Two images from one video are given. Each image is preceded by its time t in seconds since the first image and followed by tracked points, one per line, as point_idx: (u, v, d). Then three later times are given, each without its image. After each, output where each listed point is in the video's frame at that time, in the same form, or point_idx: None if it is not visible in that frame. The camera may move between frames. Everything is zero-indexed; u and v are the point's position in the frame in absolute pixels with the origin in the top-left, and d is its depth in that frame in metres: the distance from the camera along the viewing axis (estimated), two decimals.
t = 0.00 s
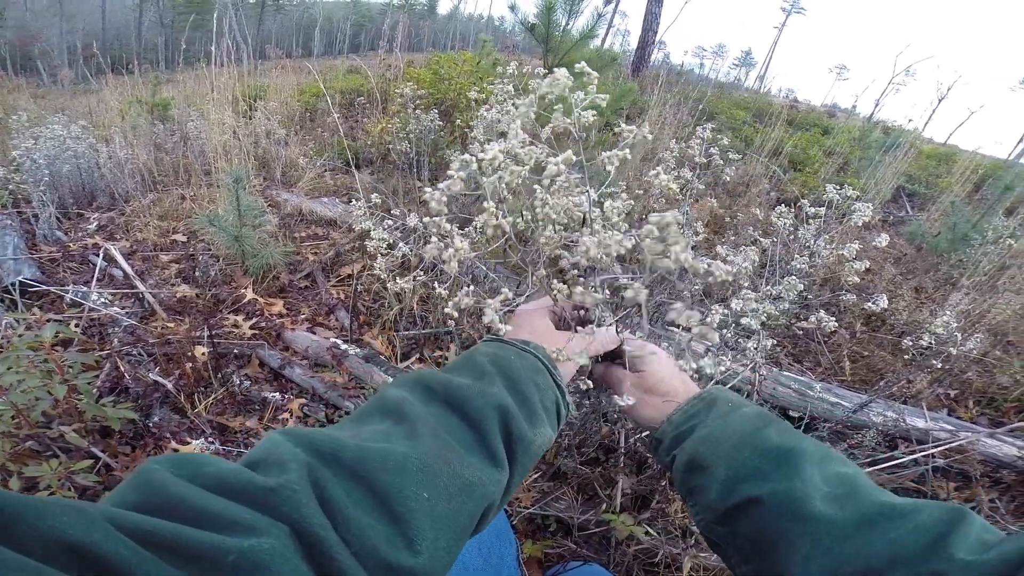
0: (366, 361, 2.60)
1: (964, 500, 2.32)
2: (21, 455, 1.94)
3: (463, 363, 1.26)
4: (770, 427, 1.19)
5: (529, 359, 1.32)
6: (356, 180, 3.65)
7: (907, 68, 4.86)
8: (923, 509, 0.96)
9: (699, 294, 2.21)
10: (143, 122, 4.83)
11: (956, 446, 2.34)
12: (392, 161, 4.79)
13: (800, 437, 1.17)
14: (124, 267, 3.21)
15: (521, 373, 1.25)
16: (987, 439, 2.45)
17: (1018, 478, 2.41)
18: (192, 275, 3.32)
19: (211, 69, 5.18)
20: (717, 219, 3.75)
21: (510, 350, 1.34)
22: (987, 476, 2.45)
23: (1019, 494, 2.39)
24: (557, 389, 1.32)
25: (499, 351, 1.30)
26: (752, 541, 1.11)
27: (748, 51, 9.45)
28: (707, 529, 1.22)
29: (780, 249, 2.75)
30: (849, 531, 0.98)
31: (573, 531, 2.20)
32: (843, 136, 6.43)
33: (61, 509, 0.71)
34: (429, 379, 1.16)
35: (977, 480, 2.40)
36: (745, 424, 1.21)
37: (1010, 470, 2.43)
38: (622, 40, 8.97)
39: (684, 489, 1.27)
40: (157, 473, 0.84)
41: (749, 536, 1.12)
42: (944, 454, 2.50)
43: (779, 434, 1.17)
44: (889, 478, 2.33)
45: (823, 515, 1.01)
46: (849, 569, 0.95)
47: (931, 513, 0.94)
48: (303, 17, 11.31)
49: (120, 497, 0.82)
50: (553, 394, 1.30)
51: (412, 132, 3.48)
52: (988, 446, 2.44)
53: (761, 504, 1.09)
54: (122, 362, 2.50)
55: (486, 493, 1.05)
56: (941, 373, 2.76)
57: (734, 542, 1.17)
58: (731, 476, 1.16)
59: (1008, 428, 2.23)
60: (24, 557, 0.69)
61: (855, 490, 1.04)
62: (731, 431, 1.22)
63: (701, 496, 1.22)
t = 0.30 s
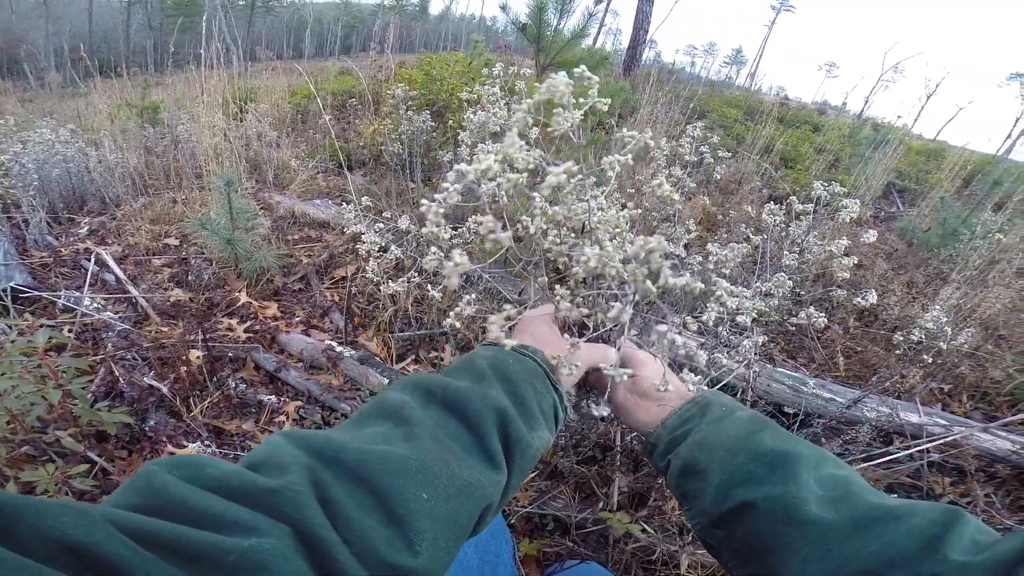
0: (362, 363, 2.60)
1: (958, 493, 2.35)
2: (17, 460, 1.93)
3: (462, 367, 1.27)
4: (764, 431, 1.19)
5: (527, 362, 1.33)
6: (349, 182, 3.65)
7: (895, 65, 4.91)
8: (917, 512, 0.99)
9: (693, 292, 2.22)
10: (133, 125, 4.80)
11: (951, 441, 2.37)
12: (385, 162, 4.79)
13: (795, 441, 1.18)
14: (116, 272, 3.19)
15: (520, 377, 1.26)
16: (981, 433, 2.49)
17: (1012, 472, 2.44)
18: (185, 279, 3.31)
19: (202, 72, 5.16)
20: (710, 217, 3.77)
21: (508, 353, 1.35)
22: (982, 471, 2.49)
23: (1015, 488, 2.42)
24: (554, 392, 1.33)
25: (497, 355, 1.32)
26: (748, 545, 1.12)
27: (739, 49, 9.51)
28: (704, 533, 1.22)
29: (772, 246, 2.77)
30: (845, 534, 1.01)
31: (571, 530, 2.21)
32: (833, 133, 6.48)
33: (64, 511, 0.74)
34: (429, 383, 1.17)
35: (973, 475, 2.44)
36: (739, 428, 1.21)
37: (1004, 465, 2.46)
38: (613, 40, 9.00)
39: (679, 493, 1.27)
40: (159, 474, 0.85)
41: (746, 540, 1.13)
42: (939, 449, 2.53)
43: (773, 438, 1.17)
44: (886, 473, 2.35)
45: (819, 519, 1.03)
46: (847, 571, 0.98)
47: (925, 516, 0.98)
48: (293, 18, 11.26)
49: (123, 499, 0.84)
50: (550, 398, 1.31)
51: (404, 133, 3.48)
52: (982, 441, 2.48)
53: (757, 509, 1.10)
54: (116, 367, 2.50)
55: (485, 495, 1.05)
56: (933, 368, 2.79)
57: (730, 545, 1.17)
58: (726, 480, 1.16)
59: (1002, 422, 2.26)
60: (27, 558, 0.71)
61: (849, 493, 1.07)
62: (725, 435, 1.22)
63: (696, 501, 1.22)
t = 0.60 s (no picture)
0: (362, 362, 2.59)
1: (955, 497, 2.34)
2: (15, 459, 1.92)
3: (462, 367, 1.27)
4: (789, 459, 1.13)
5: (526, 362, 1.33)
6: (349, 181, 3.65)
7: (897, 67, 4.91)
8: (935, 540, 0.98)
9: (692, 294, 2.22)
10: (135, 123, 4.80)
11: (949, 444, 2.37)
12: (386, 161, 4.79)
13: (820, 467, 1.12)
14: (116, 270, 3.20)
15: (519, 377, 1.26)
16: (979, 437, 2.48)
17: (1011, 475, 2.44)
18: (185, 277, 3.31)
19: (203, 70, 5.16)
20: (710, 218, 3.77)
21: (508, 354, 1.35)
22: (980, 474, 2.49)
23: (1012, 492, 2.42)
24: (553, 392, 1.33)
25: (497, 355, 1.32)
26: None
27: (741, 51, 9.50)
28: (720, 563, 1.17)
29: (773, 248, 2.77)
30: (873, 568, 0.97)
31: (570, 531, 2.21)
32: (835, 136, 6.48)
33: (60, 510, 0.75)
34: (429, 383, 1.18)
35: (971, 478, 2.43)
36: (763, 457, 1.15)
37: (1002, 468, 2.46)
38: (616, 40, 9.00)
39: (695, 522, 1.23)
40: (160, 474, 0.85)
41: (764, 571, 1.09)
42: (937, 452, 2.52)
43: (798, 466, 1.11)
44: (883, 475, 2.35)
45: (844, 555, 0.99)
46: None
47: (946, 545, 0.97)
48: (295, 17, 11.27)
49: (124, 498, 0.84)
50: (550, 398, 1.31)
51: (405, 133, 3.48)
52: (981, 445, 2.47)
53: (778, 542, 1.05)
54: (115, 365, 2.50)
55: (485, 494, 1.05)
56: (933, 371, 2.79)
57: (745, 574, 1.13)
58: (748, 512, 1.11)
59: (1000, 425, 2.26)
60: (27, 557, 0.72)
61: (871, 524, 1.03)
62: (748, 462, 1.16)
63: (713, 531, 1.18)
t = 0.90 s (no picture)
0: (354, 356, 2.56)
1: (947, 493, 2.31)
2: None
3: (455, 361, 1.24)
4: None
5: (520, 355, 1.30)
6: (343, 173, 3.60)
7: (896, 64, 4.89)
8: None
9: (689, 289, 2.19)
10: (127, 114, 4.73)
11: (942, 440, 2.35)
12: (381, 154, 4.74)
13: None
14: (105, 262, 3.14)
15: (513, 370, 1.23)
16: (973, 434, 2.47)
17: (1002, 473, 2.42)
18: (176, 270, 3.25)
19: (196, 60, 5.08)
20: (708, 213, 3.75)
21: (502, 347, 1.32)
22: (972, 471, 2.47)
23: (1003, 489, 2.39)
24: (549, 386, 1.31)
25: (491, 349, 1.29)
26: None
27: (740, 47, 9.47)
28: None
29: (771, 242, 2.74)
30: None
31: (566, 527, 2.18)
32: (832, 132, 6.47)
33: (59, 510, 0.69)
34: (421, 378, 1.14)
35: (962, 474, 2.40)
36: None
37: (994, 465, 2.45)
38: (615, 35, 8.95)
39: None
40: (153, 474, 0.80)
41: None
42: (930, 448, 2.51)
43: None
44: (877, 472, 2.35)
45: None
46: None
47: None
48: (291, 9, 11.17)
49: (114, 499, 0.79)
50: (545, 390, 1.28)
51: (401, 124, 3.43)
52: (974, 442, 2.46)
53: None
54: (104, 359, 2.45)
55: (481, 490, 1.02)
56: (929, 368, 2.77)
57: None
58: None
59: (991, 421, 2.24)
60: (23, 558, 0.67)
61: None
62: None
63: None
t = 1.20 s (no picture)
0: (344, 360, 2.54)
1: (941, 481, 2.36)
2: None
3: (448, 356, 1.23)
4: None
5: (513, 349, 1.29)
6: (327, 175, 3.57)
7: (874, 56, 4.97)
8: None
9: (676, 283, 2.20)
10: (103, 120, 4.64)
11: (933, 428, 2.39)
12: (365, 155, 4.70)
13: None
14: (86, 272, 3.08)
15: (506, 363, 1.23)
16: (962, 420, 2.51)
17: (992, 459, 2.48)
18: (159, 278, 3.20)
19: (173, 64, 5.00)
20: (693, 207, 3.78)
21: (495, 341, 1.32)
22: (964, 457, 2.51)
23: (995, 475, 2.44)
24: (541, 380, 1.30)
25: (484, 343, 1.28)
26: None
27: (720, 41, 9.55)
28: None
29: (756, 234, 2.77)
30: None
31: (562, 525, 2.17)
32: (813, 124, 6.56)
33: (58, 507, 0.69)
34: (415, 372, 1.13)
35: (955, 462, 2.46)
36: None
37: (983, 451, 2.50)
38: (597, 31, 8.97)
39: None
40: (150, 472, 0.79)
41: None
42: (922, 436, 2.55)
43: None
44: (870, 461, 2.40)
45: None
46: None
47: None
48: (269, 11, 11.03)
49: (111, 496, 0.78)
50: (538, 383, 1.28)
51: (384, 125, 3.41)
52: (964, 429, 2.51)
53: None
54: (88, 370, 2.41)
55: (477, 483, 1.02)
56: (915, 356, 2.78)
57: None
58: None
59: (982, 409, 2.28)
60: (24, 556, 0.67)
61: None
62: None
63: None
